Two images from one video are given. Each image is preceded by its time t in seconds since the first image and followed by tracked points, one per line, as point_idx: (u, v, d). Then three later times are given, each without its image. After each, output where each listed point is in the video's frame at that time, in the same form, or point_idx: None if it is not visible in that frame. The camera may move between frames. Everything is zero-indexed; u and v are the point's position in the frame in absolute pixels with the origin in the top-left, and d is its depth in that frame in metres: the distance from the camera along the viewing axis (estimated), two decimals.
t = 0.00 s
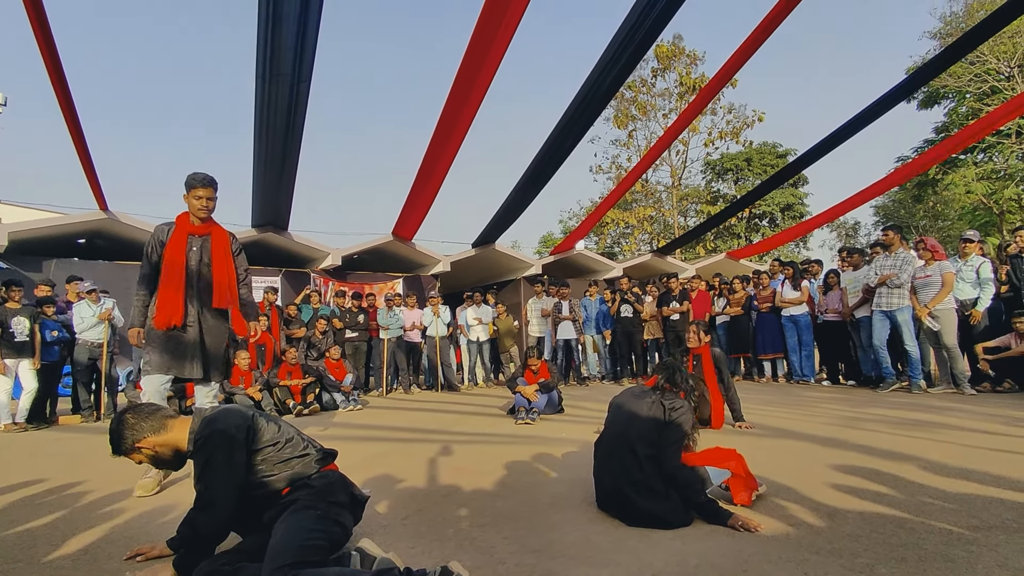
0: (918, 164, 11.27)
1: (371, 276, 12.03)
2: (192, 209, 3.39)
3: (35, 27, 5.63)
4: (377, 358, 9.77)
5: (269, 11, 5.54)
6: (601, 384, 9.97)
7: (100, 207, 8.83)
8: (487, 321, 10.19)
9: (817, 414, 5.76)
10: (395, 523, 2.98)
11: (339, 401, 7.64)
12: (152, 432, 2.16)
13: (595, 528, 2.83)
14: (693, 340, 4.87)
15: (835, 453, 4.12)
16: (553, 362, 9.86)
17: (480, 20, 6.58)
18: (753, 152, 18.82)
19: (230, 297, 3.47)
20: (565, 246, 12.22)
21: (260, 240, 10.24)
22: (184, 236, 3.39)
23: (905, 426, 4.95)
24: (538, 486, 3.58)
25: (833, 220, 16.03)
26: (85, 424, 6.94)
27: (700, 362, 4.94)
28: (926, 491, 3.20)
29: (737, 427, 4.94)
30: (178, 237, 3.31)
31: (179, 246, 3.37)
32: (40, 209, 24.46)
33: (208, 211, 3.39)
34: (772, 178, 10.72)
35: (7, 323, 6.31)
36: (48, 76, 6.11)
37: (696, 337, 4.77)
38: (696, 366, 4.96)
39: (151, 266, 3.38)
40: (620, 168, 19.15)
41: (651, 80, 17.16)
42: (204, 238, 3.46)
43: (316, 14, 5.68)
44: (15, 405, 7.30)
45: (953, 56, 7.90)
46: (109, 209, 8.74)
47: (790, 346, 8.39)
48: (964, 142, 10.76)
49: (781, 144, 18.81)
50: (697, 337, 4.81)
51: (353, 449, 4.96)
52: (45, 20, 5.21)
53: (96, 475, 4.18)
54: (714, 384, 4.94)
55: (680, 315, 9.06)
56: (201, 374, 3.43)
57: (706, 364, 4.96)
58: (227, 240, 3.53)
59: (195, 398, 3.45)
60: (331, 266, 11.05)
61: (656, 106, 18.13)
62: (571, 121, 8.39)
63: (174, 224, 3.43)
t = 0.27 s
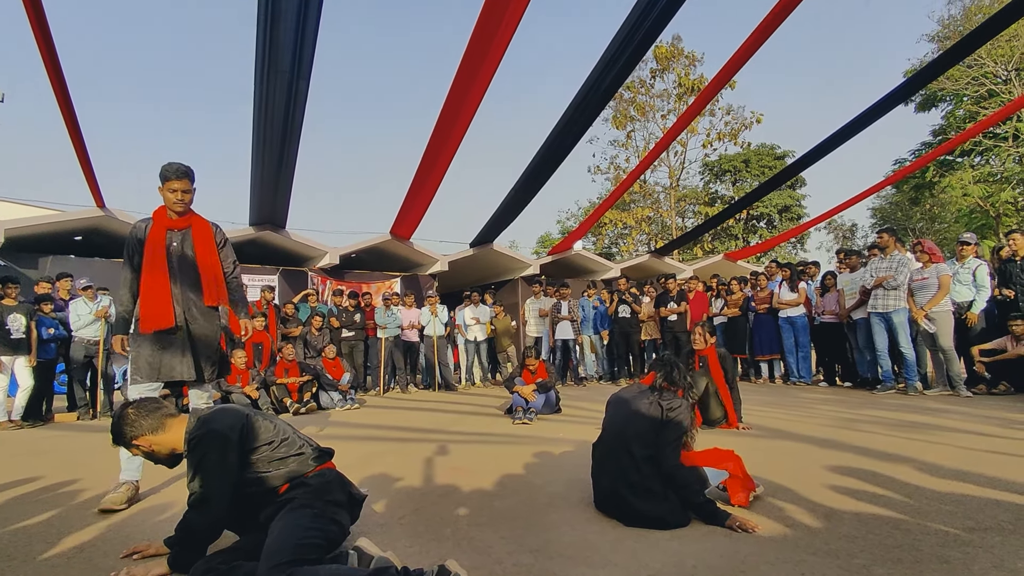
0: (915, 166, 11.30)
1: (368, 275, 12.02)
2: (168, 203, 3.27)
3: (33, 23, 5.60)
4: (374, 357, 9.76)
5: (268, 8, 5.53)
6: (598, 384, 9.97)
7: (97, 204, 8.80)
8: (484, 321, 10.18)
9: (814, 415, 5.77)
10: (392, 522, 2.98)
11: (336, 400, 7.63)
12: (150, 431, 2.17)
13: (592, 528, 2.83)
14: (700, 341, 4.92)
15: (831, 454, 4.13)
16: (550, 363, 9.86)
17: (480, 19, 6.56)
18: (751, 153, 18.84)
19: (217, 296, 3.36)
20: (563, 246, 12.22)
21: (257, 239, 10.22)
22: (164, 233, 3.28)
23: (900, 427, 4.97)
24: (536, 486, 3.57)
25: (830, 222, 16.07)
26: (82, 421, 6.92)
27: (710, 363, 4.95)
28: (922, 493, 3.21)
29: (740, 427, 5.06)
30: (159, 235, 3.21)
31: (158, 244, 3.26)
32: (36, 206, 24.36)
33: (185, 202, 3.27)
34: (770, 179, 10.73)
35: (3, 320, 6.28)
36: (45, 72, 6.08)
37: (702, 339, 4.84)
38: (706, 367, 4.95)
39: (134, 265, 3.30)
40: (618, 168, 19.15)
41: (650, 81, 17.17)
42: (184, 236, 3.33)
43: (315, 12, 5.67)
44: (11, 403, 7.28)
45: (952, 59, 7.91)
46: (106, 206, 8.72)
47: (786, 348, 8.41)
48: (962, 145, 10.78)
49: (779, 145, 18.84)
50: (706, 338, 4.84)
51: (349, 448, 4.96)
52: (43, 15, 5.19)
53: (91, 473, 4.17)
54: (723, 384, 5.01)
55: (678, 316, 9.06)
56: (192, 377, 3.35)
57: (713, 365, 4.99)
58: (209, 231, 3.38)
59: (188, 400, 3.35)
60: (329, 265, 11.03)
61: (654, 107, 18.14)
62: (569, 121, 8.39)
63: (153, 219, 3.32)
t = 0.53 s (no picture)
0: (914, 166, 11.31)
1: (367, 273, 12.02)
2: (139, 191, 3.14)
3: (32, 19, 5.58)
4: (373, 355, 9.76)
5: (267, 6, 5.52)
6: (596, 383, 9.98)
7: (95, 201, 8.78)
8: (483, 319, 10.18)
9: (812, 415, 5.77)
10: (391, 520, 2.98)
11: (335, 399, 7.63)
12: (153, 424, 2.20)
13: (591, 527, 2.83)
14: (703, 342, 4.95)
15: (829, 454, 4.13)
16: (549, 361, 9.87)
17: (481, 17, 6.54)
18: (750, 153, 18.85)
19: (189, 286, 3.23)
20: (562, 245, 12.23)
21: (256, 236, 10.21)
22: (134, 221, 3.14)
23: (898, 427, 4.98)
24: (534, 484, 3.58)
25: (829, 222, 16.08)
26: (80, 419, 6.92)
27: (711, 364, 4.93)
28: (920, 492, 3.22)
29: (740, 427, 5.08)
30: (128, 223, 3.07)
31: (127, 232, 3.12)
32: (34, 204, 24.35)
33: (156, 189, 3.13)
34: (770, 179, 10.74)
35: (2, 317, 6.24)
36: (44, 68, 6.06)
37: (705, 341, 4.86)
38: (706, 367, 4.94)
39: (99, 255, 3.18)
40: (617, 167, 19.15)
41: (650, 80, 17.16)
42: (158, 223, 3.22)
43: (315, 10, 5.66)
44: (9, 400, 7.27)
45: (953, 59, 7.91)
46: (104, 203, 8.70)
47: (785, 347, 8.42)
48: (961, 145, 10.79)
49: (778, 145, 18.84)
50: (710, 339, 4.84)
51: (348, 446, 4.96)
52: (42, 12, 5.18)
53: (90, 471, 4.17)
54: (724, 385, 4.99)
55: (677, 316, 9.07)
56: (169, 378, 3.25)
57: (715, 366, 4.97)
58: (182, 218, 3.29)
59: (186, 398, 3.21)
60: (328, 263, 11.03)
61: (654, 106, 18.13)
62: (569, 120, 8.39)
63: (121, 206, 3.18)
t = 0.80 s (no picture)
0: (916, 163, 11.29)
1: (368, 271, 12.03)
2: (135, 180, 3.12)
3: (32, 17, 5.58)
4: (374, 353, 9.77)
5: (268, 4, 5.52)
6: (597, 381, 9.99)
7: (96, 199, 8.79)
8: (484, 317, 10.20)
9: (813, 412, 5.78)
10: (392, 518, 2.99)
11: (336, 396, 7.64)
12: (163, 413, 2.26)
13: (591, 525, 2.84)
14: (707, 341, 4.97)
15: (829, 451, 4.14)
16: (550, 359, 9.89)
17: (482, 13, 6.51)
18: (752, 150, 18.82)
19: (178, 279, 3.21)
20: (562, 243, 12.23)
21: (257, 235, 10.22)
22: (128, 211, 3.10)
23: (898, 424, 4.98)
24: (534, 482, 3.58)
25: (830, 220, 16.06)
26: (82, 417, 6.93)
27: (715, 364, 5.00)
28: (920, 490, 3.22)
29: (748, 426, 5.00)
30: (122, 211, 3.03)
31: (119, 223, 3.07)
32: (38, 203, 24.44)
33: (152, 180, 3.12)
34: (771, 177, 10.73)
35: (3, 316, 6.26)
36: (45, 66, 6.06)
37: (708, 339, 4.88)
38: (710, 367, 5.02)
39: (85, 242, 3.04)
40: (618, 165, 19.15)
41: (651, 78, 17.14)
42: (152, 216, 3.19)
43: (316, 7, 5.66)
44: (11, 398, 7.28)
45: (955, 56, 7.89)
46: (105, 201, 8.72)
47: (786, 345, 8.41)
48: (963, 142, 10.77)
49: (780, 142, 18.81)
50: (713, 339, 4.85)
51: (350, 444, 4.97)
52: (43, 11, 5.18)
53: (91, 468, 4.18)
54: (728, 385, 5.03)
55: (677, 314, 9.08)
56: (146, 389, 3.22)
57: (720, 366, 5.02)
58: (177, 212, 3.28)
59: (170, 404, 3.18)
60: (329, 261, 11.04)
61: (655, 104, 18.12)
62: (569, 118, 8.39)
63: (113, 195, 3.13)
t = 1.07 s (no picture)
0: (920, 160, 11.24)
1: (372, 271, 12.04)
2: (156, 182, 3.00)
3: (36, 19, 5.61)
4: (379, 352, 9.79)
5: (271, 3, 5.53)
6: (601, 380, 9.99)
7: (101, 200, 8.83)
8: (488, 316, 10.21)
9: (818, 410, 5.77)
10: (397, 517, 3.00)
11: (340, 396, 7.66)
12: (182, 400, 2.31)
13: (597, 523, 2.84)
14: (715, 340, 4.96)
15: (834, 449, 4.13)
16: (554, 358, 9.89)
17: (485, 12, 6.50)
18: (755, 148, 18.77)
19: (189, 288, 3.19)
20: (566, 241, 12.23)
21: (261, 235, 10.24)
22: (146, 213, 3.02)
23: (904, 422, 4.97)
24: (539, 481, 3.58)
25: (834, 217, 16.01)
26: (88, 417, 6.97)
27: (723, 363, 5.02)
28: (926, 488, 3.21)
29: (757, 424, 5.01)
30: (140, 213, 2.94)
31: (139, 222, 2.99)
32: (43, 204, 24.55)
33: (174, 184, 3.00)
34: (774, 175, 10.71)
35: (10, 316, 6.34)
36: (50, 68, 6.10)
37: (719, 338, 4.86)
38: (718, 366, 5.04)
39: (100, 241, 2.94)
40: (621, 163, 19.13)
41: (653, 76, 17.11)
42: (171, 217, 3.12)
43: (318, 7, 5.66)
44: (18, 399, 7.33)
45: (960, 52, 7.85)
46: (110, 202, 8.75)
47: (790, 343, 8.40)
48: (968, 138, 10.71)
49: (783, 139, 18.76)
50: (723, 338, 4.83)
51: (355, 443, 4.98)
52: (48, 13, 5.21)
53: (99, 468, 4.20)
54: (736, 384, 5.02)
55: (681, 312, 9.06)
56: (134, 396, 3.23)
57: (727, 365, 5.02)
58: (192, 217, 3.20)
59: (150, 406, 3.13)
60: (332, 260, 11.06)
61: (658, 101, 18.08)
62: (572, 117, 8.38)
63: (131, 192, 3.03)
